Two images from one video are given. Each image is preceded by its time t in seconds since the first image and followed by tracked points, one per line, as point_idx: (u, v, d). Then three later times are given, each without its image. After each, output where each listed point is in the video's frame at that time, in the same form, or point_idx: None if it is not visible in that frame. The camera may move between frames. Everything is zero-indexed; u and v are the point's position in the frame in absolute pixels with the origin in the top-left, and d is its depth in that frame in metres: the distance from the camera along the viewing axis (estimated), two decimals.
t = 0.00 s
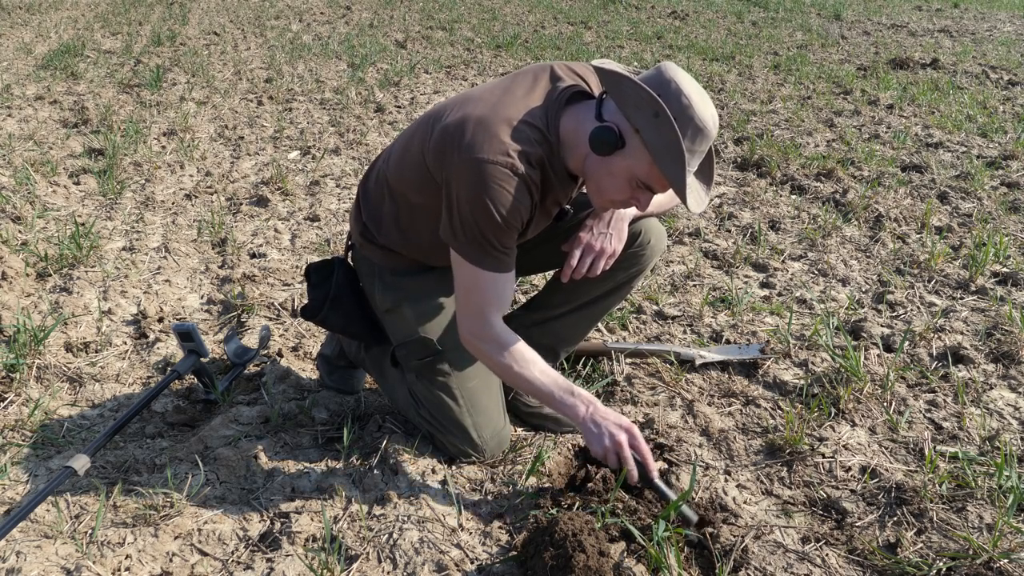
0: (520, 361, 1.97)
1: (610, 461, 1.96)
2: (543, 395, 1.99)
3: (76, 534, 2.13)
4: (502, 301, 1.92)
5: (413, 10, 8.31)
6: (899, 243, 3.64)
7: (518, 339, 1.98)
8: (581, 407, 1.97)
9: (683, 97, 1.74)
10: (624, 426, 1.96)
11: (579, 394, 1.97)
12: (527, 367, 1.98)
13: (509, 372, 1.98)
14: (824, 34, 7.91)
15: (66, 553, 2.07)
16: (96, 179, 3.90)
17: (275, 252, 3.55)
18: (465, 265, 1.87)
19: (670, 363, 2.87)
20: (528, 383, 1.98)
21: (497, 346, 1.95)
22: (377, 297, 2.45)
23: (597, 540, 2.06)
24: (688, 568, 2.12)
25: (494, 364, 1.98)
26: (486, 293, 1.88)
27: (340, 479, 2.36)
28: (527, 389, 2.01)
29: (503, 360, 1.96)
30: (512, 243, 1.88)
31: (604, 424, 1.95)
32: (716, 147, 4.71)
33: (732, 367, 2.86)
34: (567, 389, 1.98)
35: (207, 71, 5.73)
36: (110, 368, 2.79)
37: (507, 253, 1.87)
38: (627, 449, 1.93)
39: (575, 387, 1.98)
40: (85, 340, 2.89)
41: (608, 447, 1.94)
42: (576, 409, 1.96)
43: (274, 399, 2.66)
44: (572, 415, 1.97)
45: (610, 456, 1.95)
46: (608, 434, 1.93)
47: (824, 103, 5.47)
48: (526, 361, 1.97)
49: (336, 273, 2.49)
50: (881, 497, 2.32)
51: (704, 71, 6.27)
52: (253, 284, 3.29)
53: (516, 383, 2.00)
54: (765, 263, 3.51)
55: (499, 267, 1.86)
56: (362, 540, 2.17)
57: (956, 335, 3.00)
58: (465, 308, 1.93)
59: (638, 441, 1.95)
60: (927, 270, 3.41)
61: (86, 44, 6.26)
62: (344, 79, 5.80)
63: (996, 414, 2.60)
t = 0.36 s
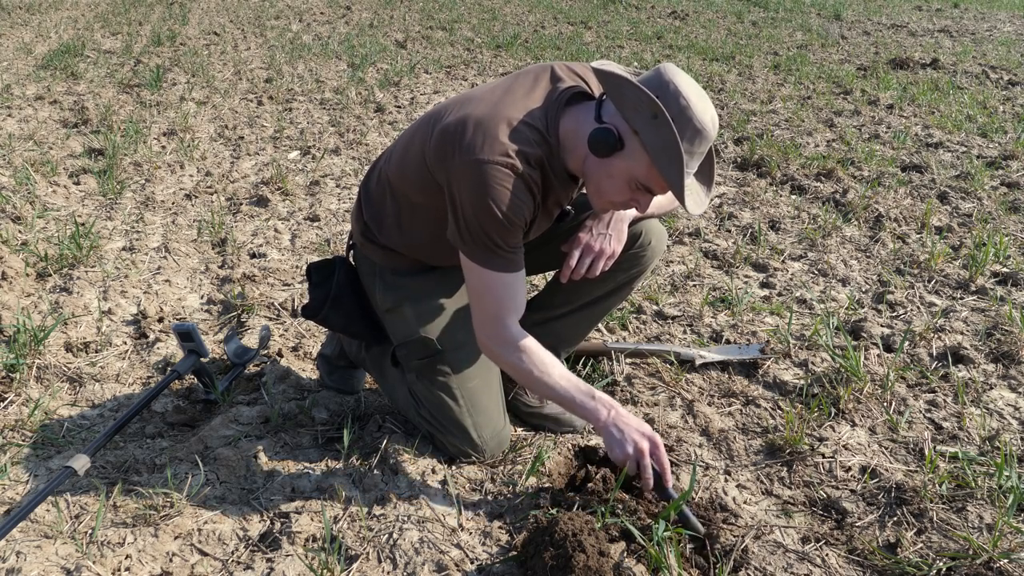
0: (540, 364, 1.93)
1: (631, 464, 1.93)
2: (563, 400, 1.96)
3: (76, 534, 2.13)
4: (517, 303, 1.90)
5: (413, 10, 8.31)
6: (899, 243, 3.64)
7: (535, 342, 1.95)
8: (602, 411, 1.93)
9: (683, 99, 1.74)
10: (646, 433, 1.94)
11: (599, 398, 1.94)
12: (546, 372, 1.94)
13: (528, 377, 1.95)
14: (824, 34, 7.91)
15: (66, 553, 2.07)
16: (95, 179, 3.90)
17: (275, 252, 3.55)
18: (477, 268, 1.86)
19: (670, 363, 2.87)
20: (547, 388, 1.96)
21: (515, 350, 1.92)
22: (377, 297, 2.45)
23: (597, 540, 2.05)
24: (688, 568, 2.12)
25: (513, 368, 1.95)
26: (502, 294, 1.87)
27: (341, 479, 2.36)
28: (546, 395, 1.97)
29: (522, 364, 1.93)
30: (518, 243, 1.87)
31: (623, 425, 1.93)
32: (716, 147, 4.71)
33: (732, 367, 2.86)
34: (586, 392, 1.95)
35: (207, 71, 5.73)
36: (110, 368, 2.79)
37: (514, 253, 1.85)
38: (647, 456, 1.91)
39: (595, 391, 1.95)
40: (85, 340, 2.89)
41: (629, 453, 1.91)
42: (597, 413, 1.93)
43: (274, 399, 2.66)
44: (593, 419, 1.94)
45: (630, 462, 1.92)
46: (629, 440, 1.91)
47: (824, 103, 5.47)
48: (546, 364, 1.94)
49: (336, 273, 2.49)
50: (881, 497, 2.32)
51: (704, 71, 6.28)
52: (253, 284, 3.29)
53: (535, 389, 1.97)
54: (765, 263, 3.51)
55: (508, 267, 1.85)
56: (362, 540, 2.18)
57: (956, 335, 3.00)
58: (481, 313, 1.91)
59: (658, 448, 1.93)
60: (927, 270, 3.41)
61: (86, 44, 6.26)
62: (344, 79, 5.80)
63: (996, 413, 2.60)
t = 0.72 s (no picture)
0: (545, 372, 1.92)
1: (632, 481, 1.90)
2: (567, 409, 1.94)
3: (76, 534, 2.13)
4: (527, 307, 1.89)
5: (413, 10, 8.31)
6: (899, 243, 3.64)
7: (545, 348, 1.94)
8: (606, 424, 1.91)
9: (685, 97, 1.74)
10: (648, 451, 1.90)
11: (603, 411, 1.91)
12: (552, 380, 1.93)
13: (532, 383, 1.94)
14: (824, 34, 7.91)
15: (66, 553, 2.07)
16: (96, 179, 3.90)
17: (274, 252, 3.55)
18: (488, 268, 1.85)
19: (670, 363, 2.87)
20: (551, 395, 1.94)
21: (522, 354, 1.91)
22: (377, 298, 2.45)
23: (597, 540, 2.05)
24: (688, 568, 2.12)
25: (518, 371, 1.94)
26: (510, 298, 1.86)
27: (341, 479, 2.36)
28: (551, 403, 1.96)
29: (528, 369, 1.92)
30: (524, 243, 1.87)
31: (626, 442, 1.89)
32: (717, 148, 4.71)
33: (732, 367, 2.86)
34: (591, 404, 1.93)
35: (207, 71, 5.73)
36: (110, 368, 2.79)
37: (520, 252, 1.84)
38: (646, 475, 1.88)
39: (601, 403, 1.93)
40: (85, 340, 2.89)
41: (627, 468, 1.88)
42: (600, 425, 1.90)
43: (274, 399, 2.66)
44: (595, 430, 1.91)
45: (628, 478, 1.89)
46: (628, 456, 1.88)
47: (824, 103, 5.47)
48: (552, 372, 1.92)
49: (336, 273, 2.49)
50: (881, 497, 2.32)
51: (704, 71, 6.28)
52: (253, 284, 3.29)
53: (541, 396, 1.96)
54: (765, 263, 3.51)
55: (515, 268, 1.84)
56: (362, 540, 2.17)
57: (956, 335, 3.00)
58: (490, 314, 1.91)
59: (659, 469, 1.89)
60: (927, 270, 3.41)
61: (86, 44, 6.26)
62: (344, 79, 5.80)
63: (996, 414, 2.60)
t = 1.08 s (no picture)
0: (570, 379, 1.86)
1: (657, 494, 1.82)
2: (590, 419, 1.88)
3: (76, 533, 2.13)
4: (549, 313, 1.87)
5: (413, 10, 8.31)
6: (899, 243, 3.64)
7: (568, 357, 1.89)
8: (632, 434, 1.85)
9: (684, 93, 1.75)
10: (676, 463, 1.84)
11: (629, 419, 1.86)
12: (576, 389, 1.87)
13: (554, 390, 1.88)
14: (824, 34, 7.91)
15: (66, 553, 2.07)
16: (96, 179, 3.90)
17: (275, 252, 3.54)
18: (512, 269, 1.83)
19: (670, 363, 2.87)
20: (574, 404, 1.88)
21: (546, 359, 1.86)
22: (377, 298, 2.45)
23: (597, 540, 2.05)
24: (688, 568, 2.11)
25: (540, 378, 1.88)
26: (533, 298, 1.84)
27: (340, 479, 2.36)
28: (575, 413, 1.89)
29: (551, 375, 1.86)
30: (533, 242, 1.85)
31: (651, 455, 1.82)
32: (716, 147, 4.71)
33: (732, 367, 2.86)
34: (616, 413, 1.87)
35: (207, 72, 5.74)
36: (110, 368, 2.79)
37: (530, 251, 1.83)
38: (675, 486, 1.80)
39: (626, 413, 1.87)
40: (85, 340, 2.89)
41: (656, 481, 1.80)
42: (626, 434, 1.84)
43: (274, 399, 2.66)
44: (620, 440, 1.85)
45: (655, 491, 1.81)
46: (656, 466, 1.81)
47: (824, 103, 5.47)
48: (578, 380, 1.87)
49: (337, 273, 2.49)
50: (881, 497, 2.32)
51: (704, 71, 6.28)
52: (253, 284, 3.29)
53: (563, 406, 1.90)
54: (765, 263, 3.51)
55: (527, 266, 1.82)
56: (362, 540, 2.17)
57: (956, 335, 3.00)
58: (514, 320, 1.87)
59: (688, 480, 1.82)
60: (927, 270, 3.41)
61: (86, 44, 6.26)
62: (344, 79, 5.80)
63: (996, 414, 2.60)
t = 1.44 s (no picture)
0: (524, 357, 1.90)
1: (621, 448, 1.87)
2: (550, 389, 1.91)
3: (76, 533, 2.13)
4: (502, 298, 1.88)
5: (413, 10, 8.31)
6: (899, 243, 3.64)
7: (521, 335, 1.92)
8: (589, 394, 1.88)
9: (689, 95, 1.77)
10: (634, 415, 1.87)
11: (584, 380, 1.89)
12: (530, 361, 1.91)
13: (514, 373, 1.91)
14: (824, 34, 7.91)
15: (66, 553, 2.07)
16: (96, 179, 3.90)
17: (275, 252, 3.55)
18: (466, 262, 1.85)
19: (670, 363, 2.87)
20: (534, 381, 1.91)
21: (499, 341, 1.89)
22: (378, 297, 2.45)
23: (597, 540, 2.05)
24: (688, 568, 2.11)
25: (499, 364, 1.92)
26: (484, 290, 1.85)
27: (340, 480, 2.35)
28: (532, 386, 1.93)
29: (507, 359, 1.90)
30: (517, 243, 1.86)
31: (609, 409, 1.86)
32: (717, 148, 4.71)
33: (732, 367, 2.86)
34: (571, 376, 1.90)
35: (207, 71, 5.74)
36: (110, 368, 2.79)
37: (510, 252, 1.84)
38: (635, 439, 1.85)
39: (580, 374, 1.90)
40: (85, 340, 2.89)
41: (616, 437, 1.86)
42: (584, 396, 1.88)
43: (274, 399, 2.66)
44: (580, 403, 1.89)
45: (617, 447, 1.87)
46: (616, 423, 1.85)
47: (824, 103, 5.47)
48: (531, 357, 1.91)
49: (338, 271, 2.49)
50: (881, 497, 2.32)
51: (704, 71, 6.28)
52: (253, 284, 3.29)
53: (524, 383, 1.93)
54: (765, 263, 3.51)
55: (504, 267, 1.84)
56: (362, 540, 2.17)
57: (956, 335, 3.00)
58: (464, 311, 1.90)
59: (647, 431, 1.86)
60: (927, 270, 3.41)
61: (86, 44, 6.26)
62: (344, 79, 5.80)
63: (996, 413, 2.60)
